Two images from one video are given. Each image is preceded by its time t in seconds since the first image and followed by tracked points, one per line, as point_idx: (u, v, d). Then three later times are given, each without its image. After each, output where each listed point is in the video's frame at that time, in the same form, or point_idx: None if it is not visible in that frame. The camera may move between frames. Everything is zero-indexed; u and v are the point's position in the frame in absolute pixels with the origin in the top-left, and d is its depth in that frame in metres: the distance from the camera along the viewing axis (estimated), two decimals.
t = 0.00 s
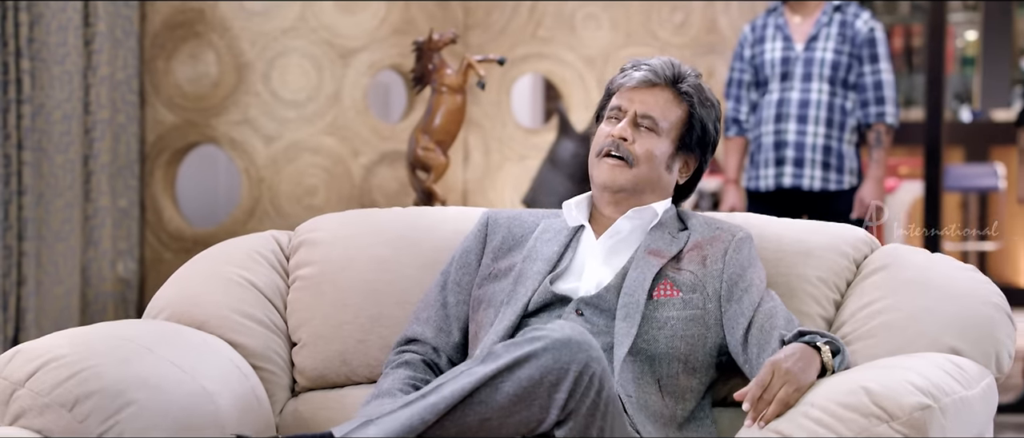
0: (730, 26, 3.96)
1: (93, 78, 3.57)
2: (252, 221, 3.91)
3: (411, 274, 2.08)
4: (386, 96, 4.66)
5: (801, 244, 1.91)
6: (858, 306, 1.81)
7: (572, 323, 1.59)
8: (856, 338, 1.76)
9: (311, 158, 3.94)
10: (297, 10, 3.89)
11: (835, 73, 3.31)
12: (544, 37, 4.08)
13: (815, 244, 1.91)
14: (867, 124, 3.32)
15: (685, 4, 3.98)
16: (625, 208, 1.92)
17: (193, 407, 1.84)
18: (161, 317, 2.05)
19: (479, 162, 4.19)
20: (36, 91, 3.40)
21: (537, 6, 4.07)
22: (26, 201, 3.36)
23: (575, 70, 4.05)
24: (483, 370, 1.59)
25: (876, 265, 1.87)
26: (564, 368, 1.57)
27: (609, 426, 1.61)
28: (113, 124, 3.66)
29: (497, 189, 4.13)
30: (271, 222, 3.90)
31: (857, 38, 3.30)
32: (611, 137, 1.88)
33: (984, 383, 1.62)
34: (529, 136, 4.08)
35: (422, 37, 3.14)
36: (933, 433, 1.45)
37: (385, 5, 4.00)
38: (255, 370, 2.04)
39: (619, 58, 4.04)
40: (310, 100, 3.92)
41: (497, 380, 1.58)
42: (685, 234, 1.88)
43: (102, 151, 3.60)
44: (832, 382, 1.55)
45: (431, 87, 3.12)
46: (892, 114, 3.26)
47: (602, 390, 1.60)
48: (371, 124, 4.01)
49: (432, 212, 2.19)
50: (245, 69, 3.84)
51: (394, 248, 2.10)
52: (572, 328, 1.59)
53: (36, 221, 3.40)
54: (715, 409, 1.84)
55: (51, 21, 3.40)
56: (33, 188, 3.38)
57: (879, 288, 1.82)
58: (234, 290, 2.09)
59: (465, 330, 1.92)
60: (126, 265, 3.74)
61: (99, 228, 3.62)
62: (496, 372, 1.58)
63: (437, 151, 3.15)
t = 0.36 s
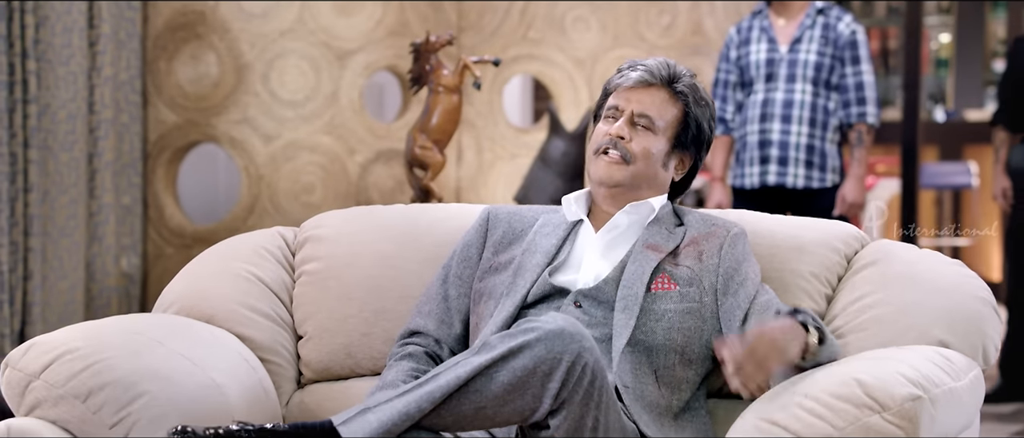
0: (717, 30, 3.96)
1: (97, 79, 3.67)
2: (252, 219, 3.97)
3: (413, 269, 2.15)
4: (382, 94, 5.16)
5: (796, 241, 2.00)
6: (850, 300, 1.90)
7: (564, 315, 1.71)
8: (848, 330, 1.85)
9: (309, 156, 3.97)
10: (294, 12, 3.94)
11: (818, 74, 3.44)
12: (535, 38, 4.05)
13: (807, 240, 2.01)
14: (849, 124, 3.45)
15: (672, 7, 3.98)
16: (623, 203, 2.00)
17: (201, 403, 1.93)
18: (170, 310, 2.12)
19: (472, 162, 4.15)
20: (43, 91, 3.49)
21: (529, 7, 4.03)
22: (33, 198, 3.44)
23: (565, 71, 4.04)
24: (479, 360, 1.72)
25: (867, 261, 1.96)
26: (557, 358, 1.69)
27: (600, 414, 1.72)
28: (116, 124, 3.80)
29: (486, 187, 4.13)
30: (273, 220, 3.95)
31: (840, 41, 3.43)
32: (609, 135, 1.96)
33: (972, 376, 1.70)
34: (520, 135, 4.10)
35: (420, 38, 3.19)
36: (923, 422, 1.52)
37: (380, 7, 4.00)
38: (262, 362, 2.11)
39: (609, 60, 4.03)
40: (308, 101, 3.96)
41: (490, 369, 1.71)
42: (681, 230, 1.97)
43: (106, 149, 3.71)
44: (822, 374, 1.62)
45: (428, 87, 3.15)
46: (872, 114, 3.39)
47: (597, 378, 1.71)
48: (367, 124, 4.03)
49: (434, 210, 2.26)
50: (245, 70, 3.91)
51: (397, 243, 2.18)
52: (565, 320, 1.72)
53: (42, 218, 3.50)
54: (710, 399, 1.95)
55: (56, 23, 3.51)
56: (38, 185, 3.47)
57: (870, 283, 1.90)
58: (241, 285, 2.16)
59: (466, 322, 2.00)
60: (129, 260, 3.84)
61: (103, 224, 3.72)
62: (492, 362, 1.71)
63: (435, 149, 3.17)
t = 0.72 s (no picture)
0: (701, 33, 4.25)
1: (103, 80, 3.72)
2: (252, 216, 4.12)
3: (416, 264, 2.23)
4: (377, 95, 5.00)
5: (787, 236, 2.07)
6: (840, 294, 1.97)
7: (563, 310, 1.81)
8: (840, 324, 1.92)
9: (308, 155, 4.17)
10: (293, 16, 4.11)
11: (801, 76, 3.59)
12: (527, 42, 4.36)
13: (798, 236, 2.08)
14: (830, 125, 3.60)
15: (659, 11, 4.28)
16: (621, 202, 2.10)
17: (208, 394, 2.00)
18: (180, 305, 2.19)
19: (465, 160, 4.44)
20: (51, 93, 3.54)
21: (519, 14, 4.36)
22: (42, 195, 3.50)
23: (555, 73, 4.35)
24: (482, 354, 1.82)
25: (855, 257, 2.02)
26: (558, 352, 1.79)
27: (599, 404, 1.81)
28: (122, 124, 3.85)
29: (479, 184, 4.41)
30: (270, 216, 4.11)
31: (822, 44, 3.57)
32: (608, 137, 2.06)
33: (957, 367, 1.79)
34: (513, 135, 4.38)
35: (417, 41, 3.27)
36: (912, 412, 1.59)
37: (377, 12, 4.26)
38: (271, 355, 2.19)
39: (598, 62, 4.33)
40: (307, 101, 4.16)
41: (493, 363, 1.82)
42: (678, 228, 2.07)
43: (112, 148, 3.77)
44: (811, 367, 1.68)
45: (425, 89, 3.24)
46: (853, 116, 3.54)
47: (596, 371, 1.81)
48: (365, 124, 4.29)
49: (436, 207, 2.34)
50: (246, 73, 4.04)
51: (400, 240, 2.26)
52: (564, 315, 1.82)
53: (51, 215, 3.56)
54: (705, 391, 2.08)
55: (65, 26, 3.56)
56: (48, 183, 3.53)
57: (859, 277, 1.97)
58: (250, 280, 2.24)
59: (469, 316, 2.08)
60: (134, 256, 3.92)
61: (109, 221, 3.79)
62: (494, 356, 1.81)
63: (432, 149, 3.24)
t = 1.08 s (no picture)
0: (689, 38, 4.33)
1: (110, 82, 3.95)
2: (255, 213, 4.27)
3: (419, 261, 2.30)
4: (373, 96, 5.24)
5: (779, 232, 2.14)
6: (829, 289, 2.04)
7: (564, 306, 1.90)
8: (831, 318, 1.99)
9: (307, 154, 4.29)
10: (294, 20, 4.25)
11: (786, 79, 3.71)
12: (519, 44, 4.43)
13: (790, 233, 2.14)
14: (815, 126, 3.71)
15: (648, 16, 4.35)
16: (618, 201, 2.20)
17: (218, 387, 2.08)
18: (189, 301, 2.26)
19: (460, 160, 4.50)
20: (60, 94, 3.75)
21: (513, 17, 4.42)
22: (50, 193, 3.71)
23: (547, 75, 4.41)
24: (486, 349, 1.91)
25: (845, 253, 2.10)
26: (559, 347, 1.88)
27: (598, 398, 1.91)
28: (127, 125, 4.09)
29: (474, 183, 4.46)
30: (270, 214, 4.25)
31: (807, 47, 3.69)
32: (605, 138, 2.14)
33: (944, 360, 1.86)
34: (506, 135, 4.45)
35: (416, 44, 3.37)
36: (902, 403, 1.68)
37: (374, 15, 4.33)
38: (278, 349, 2.26)
39: (588, 65, 4.40)
40: (306, 102, 4.28)
41: (497, 358, 1.90)
42: (673, 226, 2.15)
43: (118, 148, 4.00)
44: (804, 360, 1.77)
45: (425, 90, 3.33)
46: (836, 116, 3.66)
47: (596, 365, 1.91)
48: (363, 125, 4.36)
49: (438, 205, 2.41)
50: (247, 74, 4.20)
51: (403, 237, 2.33)
52: (566, 311, 1.90)
53: (59, 213, 3.77)
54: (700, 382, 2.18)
55: (73, 31, 3.77)
56: (56, 182, 3.73)
57: (849, 273, 2.04)
58: (257, 276, 2.31)
59: (470, 311, 2.17)
60: (139, 253, 4.17)
61: (115, 218, 4.03)
62: (498, 351, 1.90)
63: (431, 148, 3.34)
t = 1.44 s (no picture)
0: (677, 41, 4.44)
1: (114, 83, 4.22)
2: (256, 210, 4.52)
3: (421, 257, 2.38)
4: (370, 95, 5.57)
5: (768, 229, 2.19)
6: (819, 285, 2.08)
7: (563, 301, 1.98)
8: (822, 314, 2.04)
9: (306, 153, 4.51)
10: (293, 23, 4.46)
11: (770, 80, 3.92)
12: (511, 47, 4.56)
13: (780, 230, 2.19)
14: (798, 126, 3.95)
15: (636, 20, 4.46)
16: (616, 199, 2.29)
17: (226, 379, 2.15)
18: (196, 295, 2.33)
19: (453, 159, 4.59)
20: (66, 94, 4.04)
21: (505, 19, 4.54)
22: (57, 190, 4.00)
23: (539, 77, 4.56)
24: (486, 342, 1.99)
25: (834, 249, 2.14)
26: (558, 340, 1.96)
27: (596, 389, 2.01)
28: (131, 124, 4.33)
29: (467, 180, 4.56)
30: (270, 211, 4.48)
31: (790, 50, 3.91)
32: (605, 137, 2.25)
33: (930, 354, 1.92)
34: (500, 135, 4.54)
35: (414, 48, 3.71)
36: (890, 395, 1.75)
37: (371, 19, 4.51)
38: (284, 343, 2.33)
39: (578, 66, 4.52)
40: (305, 103, 4.49)
41: (497, 351, 1.98)
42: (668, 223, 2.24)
43: (122, 147, 4.26)
44: (797, 353, 1.87)
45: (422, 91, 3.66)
46: (818, 116, 3.89)
47: (593, 358, 2.00)
48: (361, 123, 4.57)
49: (439, 202, 2.49)
50: (247, 76, 4.44)
51: (405, 234, 2.40)
52: (564, 305, 1.98)
53: (66, 210, 4.06)
54: (694, 375, 2.27)
55: (78, 33, 4.05)
56: (62, 179, 4.02)
57: (838, 268, 2.09)
58: (264, 271, 2.38)
59: (471, 306, 2.25)
60: (143, 249, 4.40)
61: (120, 215, 4.29)
62: (498, 344, 1.98)
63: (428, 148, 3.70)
